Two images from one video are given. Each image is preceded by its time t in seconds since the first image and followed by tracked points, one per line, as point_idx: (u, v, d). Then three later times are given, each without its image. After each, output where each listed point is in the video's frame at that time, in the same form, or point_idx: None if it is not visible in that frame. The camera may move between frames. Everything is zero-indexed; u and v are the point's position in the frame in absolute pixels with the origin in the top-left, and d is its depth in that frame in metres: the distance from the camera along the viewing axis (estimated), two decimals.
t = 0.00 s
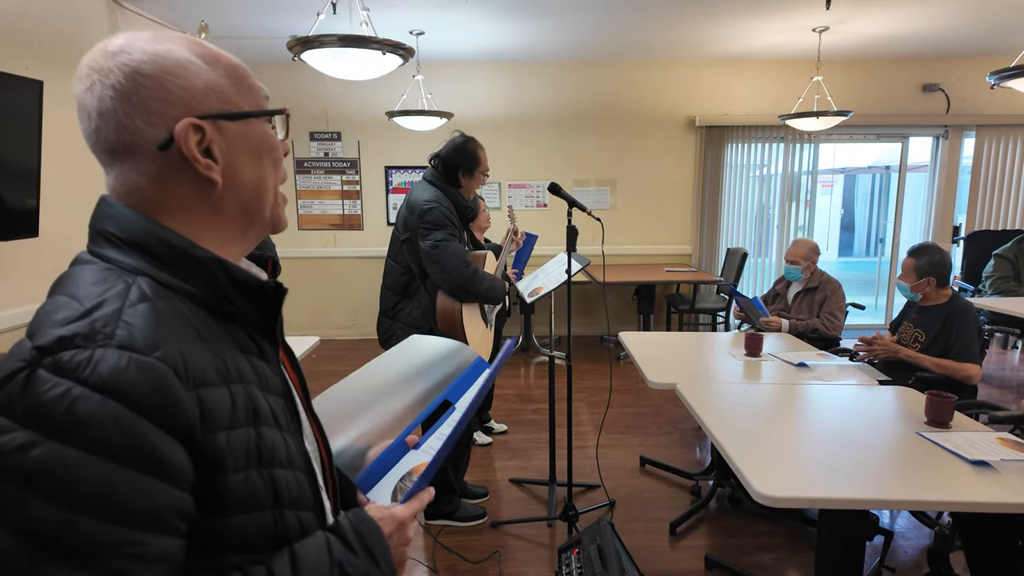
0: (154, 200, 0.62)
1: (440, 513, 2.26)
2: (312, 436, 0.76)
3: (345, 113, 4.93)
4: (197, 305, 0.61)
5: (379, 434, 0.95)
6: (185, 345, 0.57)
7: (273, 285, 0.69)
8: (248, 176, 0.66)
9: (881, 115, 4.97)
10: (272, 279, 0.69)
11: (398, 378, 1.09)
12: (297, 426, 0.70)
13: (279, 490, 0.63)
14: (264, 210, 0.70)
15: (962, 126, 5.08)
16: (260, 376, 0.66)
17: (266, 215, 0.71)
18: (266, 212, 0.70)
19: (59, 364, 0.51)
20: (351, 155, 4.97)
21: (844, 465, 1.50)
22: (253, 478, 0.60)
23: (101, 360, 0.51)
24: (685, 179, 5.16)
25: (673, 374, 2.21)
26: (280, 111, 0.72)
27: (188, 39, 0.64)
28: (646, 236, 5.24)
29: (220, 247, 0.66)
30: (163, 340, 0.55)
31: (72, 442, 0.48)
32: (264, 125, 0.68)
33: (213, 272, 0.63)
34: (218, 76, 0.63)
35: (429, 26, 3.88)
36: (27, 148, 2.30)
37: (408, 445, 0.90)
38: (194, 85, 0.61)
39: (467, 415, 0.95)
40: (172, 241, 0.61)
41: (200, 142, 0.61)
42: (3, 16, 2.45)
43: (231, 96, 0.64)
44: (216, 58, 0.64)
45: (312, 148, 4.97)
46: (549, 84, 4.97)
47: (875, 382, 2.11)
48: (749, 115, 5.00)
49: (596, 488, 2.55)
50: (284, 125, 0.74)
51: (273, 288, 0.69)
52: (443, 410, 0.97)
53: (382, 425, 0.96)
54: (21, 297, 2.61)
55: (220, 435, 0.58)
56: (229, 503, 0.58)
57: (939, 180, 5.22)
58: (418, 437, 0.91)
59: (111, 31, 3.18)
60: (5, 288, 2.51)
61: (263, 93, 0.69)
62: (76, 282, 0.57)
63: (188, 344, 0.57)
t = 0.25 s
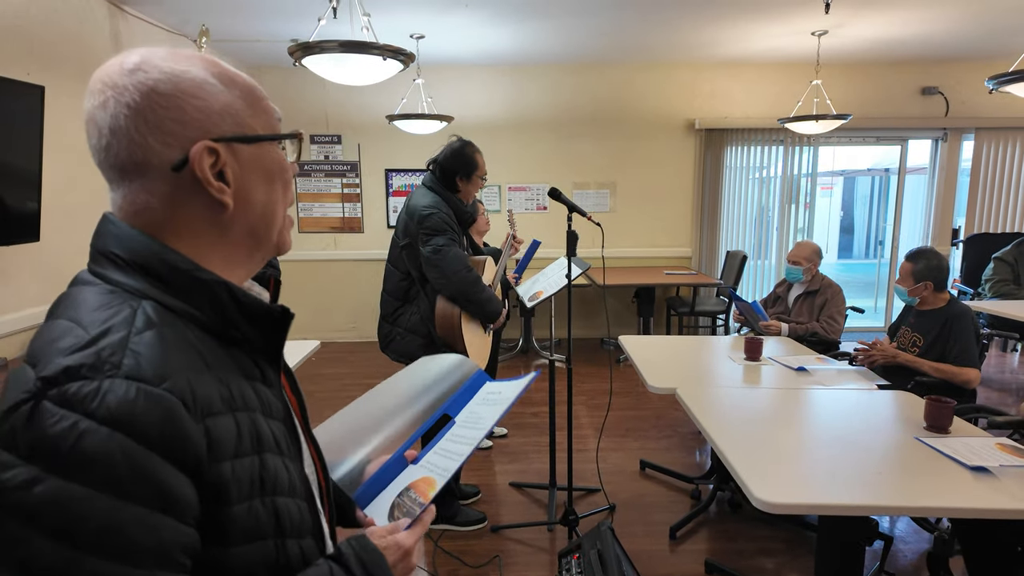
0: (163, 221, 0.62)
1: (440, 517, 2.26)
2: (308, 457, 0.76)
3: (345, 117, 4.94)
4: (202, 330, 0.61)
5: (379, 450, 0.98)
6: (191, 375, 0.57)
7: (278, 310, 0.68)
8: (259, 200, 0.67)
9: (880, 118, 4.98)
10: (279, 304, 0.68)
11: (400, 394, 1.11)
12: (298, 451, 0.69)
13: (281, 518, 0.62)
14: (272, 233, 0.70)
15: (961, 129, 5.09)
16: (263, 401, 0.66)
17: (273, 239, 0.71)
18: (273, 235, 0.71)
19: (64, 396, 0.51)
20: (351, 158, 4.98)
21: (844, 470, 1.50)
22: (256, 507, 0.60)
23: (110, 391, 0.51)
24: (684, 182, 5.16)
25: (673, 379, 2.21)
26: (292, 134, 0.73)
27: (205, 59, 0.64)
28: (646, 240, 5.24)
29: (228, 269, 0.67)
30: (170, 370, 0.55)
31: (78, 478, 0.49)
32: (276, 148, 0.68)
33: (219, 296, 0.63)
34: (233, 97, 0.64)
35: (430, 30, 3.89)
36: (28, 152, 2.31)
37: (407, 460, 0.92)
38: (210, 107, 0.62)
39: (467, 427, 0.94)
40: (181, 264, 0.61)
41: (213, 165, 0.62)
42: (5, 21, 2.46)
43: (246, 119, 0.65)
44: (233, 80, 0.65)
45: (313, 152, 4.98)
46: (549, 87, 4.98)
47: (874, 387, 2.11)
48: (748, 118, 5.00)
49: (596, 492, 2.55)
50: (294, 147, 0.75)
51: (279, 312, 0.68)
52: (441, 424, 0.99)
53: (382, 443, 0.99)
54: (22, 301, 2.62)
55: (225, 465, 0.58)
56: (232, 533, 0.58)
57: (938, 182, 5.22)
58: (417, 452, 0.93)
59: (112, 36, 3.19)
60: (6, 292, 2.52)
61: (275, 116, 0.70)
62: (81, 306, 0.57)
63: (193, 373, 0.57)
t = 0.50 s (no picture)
0: (152, 251, 0.60)
1: (439, 525, 2.26)
2: (299, 490, 0.76)
3: (344, 122, 4.95)
4: (185, 369, 0.59)
5: (373, 469, 0.99)
6: (174, 421, 0.55)
7: (267, 344, 0.68)
8: (250, 240, 0.65)
9: (879, 124, 4.98)
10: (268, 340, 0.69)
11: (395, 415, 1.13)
12: (285, 485, 0.68)
13: (268, 557, 0.61)
14: (261, 273, 0.68)
15: (960, 134, 5.10)
16: (249, 438, 0.64)
17: (263, 278, 0.69)
18: (263, 275, 0.69)
19: (37, 452, 0.48)
20: (350, 163, 4.98)
21: (843, 482, 1.50)
22: (243, 550, 0.58)
23: (86, 445, 0.49)
24: (683, 187, 5.17)
25: (671, 388, 2.21)
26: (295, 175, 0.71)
27: (218, 89, 0.63)
28: (644, 245, 5.24)
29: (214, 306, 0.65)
30: (150, 419, 0.53)
31: (54, 541, 0.46)
32: (276, 188, 0.67)
33: (204, 331, 0.61)
34: (239, 131, 0.63)
35: (429, 36, 3.90)
36: (27, 160, 2.31)
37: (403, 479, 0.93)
38: (215, 139, 0.61)
39: (466, 450, 0.95)
40: (166, 299, 0.59)
41: (206, 199, 0.60)
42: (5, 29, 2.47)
43: (247, 156, 0.63)
44: (242, 113, 0.64)
45: (312, 156, 4.98)
46: (548, 92, 4.99)
47: (872, 396, 2.11)
48: (747, 123, 5.01)
49: (594, 499, 2.55)
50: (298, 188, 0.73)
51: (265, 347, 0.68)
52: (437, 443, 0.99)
53: (375, 462, 1.01)
54: (21, 308, 2.62)
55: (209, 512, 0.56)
56: None
57: (937, 187, 5.23)
58: (413, 472, 0.93)
59: (111, 43, 3.20)
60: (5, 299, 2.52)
61: (281, 156, 0.69)
62: (58, 347, 0.55)
63: (176, 419, 0.55)
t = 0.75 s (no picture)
0: (154, 269, 0.59)
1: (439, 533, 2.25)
2: (299, 509, 0.76)
3: (344, 126, 4.95)
4: (174, 402, 0.57)
5: (373, 480, 0.99)
6: (161, 461, 0.53)
7: (259, 377, 0.66)
8: (247, 291, 0.63)
9: (879, 128, 4.99)
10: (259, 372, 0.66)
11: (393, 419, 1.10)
12: (282, 510, 0.68)
13: None
14: (249, 326, 0.66)
15: (959, 139, 5.10)
16: (240, 467, 0.63)
17: (253, 327, 0.67)
18: (254, 323, 0.67)
19: (15, 504, 0.46)
20: (350, 167, 4.99)
21: (845, 491, 1.49)
22: None
23: (68, 493, 0.47)
24: (683, 191, 5.17)
25: (672, 395, 2.20)
26: (325, 250, 0.70)
27: (284, 143, 0.65)
28: (645, 250, 5.24)
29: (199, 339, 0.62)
30: (136, 460, 0.51)
31: None
32: (297, 251, 0.66)
33: (194, 362, 0.59)
34: (281, 184, 0.63)
35: (430, 42, 3.91)
36: (28, 165, 2.31)
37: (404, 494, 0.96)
38: (253, 182, 0.61)
39: (469, 469, 0.97)
40: (153, 327, 0.56)
41: (217, 232, 0.59)
42: (7, 34, 2.48)
43: (278, 210, 0.63)
44: (294, 170, 0.64)
45: (312, 161, 4.98)
46: (549, 97, 4.99)
47: (874, 403, 2.10)
48: (748, 128, 5.01)
49: (596, 506, 2.54)
50: (322, 263, 0.72)
51: (258, 380, 0.66)
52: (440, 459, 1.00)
53: (374, 473, 0.99)
54: (20, 313, 2.62)
55: (202, 551, 0.55)
56: None
57: (937, 191, 5.23)
58: (416, 488, 0.96)
59: (113, 48, 3.21)
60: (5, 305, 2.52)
61: (318, 227, 0.68)
62: (38, 381, 0.52)
63: (161, 457, 0.54)
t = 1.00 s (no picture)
0: (160, 280, 0.59)
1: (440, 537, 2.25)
2: (300, 525, 0.75)
3: (345, 128, 4.95)
4: (182, 418, 0.57)
5: (370, 492, 1.00)
6: (173, 478, 0.53)
7: (268, 391, 0.67)
8: (253, 306, 0.63)
9: (879, 131, 4.99)
10: (268, 388, 0.67)
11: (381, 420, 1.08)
12: (287, 524, 0.67)
13: None
14: (251, 341, 0.66)
15: (960, 141, 5.10)
16: (247, 482, 0.62)
17: (255, 342, 0.66)
18: (257, 339, 0.66)
19: (33, 525, 0.45)
20: (350, 169, 4.99)
21: (846, 495, 1.49)
22: None
23: (88, 513, 0.47)
24: (683, 193, 5.17)
25: (673, 398, 2.19)
26: (334, 270, 0.70)
27: (300, 161, 0.66)
28: (645, 252, 5.23)
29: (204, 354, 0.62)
30: (150, 478, 0.51)
31: None
32: (305, 269, 0.65)
33: (202, 378, 0.59)
34: (295, 202, 0.63)
35: (430, 44, 3.91)
36: (28, 167, 2.31)
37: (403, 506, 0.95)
38: (266, 198, 0.61)
39: (467, 480, 0.95)
40: (161, 341, 0.56)
41: (226, 246, 0.59)
42: (8, 37, 2.48)
43: (290, 228, 0.63)
44: (308, 190, 0.65)
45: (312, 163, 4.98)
46: (549, 99, 4.99)
47: (876, 406, 2.10)
48: (748, 130, 5.01)
49: (596, 510, 2.53)
50: (328, 282, 0.72)
51: (266, 394, 0.67)
52: (438, 470, 0.99)
53: (369, 485, 1.00)
54: (20, 316, 2.61)
55: (216, 567, 0.54)
56: None
57: (938, 194, 5.23)
58: (414, 499, 0.95)
59: (114, 51, 3.21)
60: (5, 307, 2.52)
61: (327, 247, 0.68)
62: (44, 400, 0.52)
63: (173, 473, 0.54)
